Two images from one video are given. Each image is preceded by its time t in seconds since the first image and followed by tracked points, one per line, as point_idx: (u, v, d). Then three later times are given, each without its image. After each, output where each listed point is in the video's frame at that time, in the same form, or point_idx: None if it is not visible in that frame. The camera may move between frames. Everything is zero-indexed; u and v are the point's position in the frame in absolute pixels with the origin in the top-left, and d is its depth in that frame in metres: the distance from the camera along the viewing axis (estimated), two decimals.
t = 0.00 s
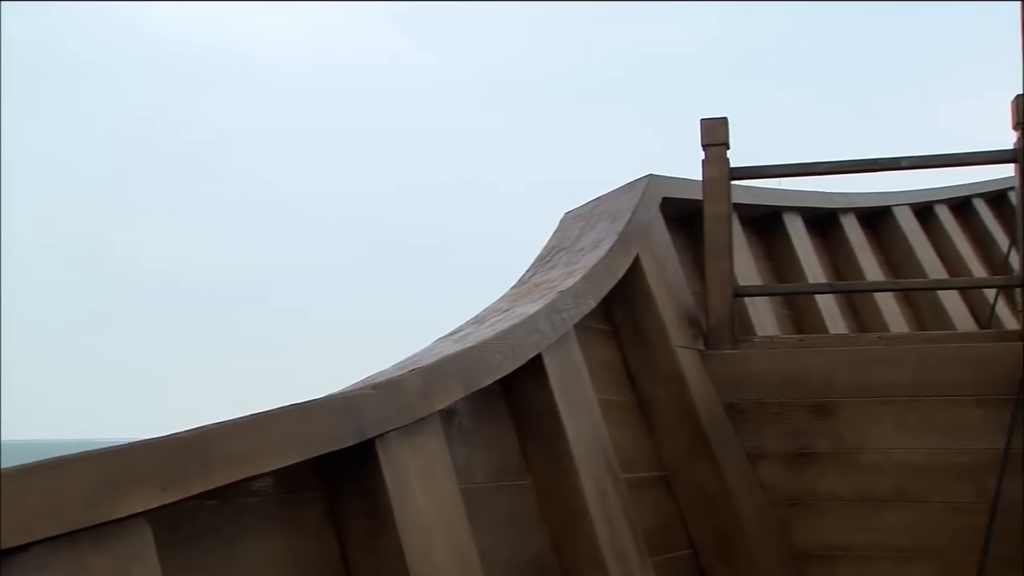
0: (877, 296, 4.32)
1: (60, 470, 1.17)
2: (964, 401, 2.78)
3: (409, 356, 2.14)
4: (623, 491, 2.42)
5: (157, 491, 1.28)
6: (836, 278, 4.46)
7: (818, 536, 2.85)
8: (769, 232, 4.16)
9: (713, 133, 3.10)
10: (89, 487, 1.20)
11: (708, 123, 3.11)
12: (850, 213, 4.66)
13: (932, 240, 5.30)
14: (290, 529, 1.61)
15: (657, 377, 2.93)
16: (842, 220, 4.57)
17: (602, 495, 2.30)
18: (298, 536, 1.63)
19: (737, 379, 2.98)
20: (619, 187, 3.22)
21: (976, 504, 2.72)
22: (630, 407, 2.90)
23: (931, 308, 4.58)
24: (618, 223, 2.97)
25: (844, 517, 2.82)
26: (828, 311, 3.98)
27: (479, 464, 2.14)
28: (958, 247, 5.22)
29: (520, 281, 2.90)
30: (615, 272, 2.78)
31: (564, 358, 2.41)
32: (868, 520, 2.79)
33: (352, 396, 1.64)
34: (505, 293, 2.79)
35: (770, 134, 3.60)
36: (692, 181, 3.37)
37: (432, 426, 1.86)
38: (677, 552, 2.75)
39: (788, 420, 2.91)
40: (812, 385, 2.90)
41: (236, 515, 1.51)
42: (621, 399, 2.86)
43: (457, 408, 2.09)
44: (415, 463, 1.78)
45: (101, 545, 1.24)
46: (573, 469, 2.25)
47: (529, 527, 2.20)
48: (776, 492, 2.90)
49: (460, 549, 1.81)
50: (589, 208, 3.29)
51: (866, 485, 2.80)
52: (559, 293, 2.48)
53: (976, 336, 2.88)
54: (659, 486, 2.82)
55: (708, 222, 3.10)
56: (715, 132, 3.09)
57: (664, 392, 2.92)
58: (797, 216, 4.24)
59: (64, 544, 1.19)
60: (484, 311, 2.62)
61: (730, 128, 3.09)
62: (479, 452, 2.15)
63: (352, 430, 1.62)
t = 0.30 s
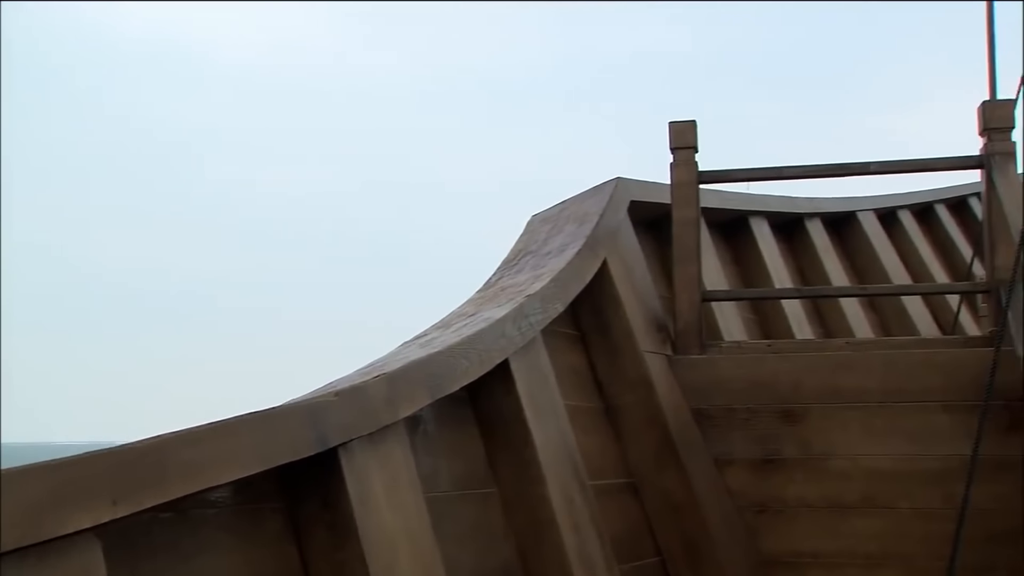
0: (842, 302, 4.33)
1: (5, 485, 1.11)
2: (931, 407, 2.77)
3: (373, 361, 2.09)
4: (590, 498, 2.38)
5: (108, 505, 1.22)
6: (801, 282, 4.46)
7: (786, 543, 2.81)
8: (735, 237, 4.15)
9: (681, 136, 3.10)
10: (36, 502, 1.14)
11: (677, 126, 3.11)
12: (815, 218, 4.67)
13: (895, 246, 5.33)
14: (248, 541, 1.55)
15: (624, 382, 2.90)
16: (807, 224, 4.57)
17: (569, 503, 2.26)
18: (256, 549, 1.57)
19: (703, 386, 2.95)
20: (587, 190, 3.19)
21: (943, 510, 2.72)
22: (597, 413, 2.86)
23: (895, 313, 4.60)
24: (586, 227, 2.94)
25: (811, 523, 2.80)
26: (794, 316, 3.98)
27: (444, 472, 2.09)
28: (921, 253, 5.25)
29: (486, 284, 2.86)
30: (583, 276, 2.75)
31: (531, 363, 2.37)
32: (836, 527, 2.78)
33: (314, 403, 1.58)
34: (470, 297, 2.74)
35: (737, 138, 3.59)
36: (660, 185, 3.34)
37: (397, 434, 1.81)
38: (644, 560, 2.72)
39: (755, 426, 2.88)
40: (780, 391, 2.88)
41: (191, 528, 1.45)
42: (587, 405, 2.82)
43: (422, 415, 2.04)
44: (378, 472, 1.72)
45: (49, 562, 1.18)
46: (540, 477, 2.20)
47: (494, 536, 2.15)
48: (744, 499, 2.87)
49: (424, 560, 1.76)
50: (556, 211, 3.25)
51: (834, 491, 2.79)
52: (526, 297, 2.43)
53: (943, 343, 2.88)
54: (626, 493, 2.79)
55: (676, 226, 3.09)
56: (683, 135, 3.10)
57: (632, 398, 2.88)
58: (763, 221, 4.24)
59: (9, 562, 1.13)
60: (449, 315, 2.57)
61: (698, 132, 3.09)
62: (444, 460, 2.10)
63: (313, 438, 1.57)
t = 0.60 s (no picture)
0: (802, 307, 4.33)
1: None
2: (894, 413, 2.76)
3: (330, 367, 2.02)
4: (552, 507, 2.33)
5: (46, 524, 1.16)
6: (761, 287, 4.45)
7: (748, 550, 2.79)
8: (696, 241, 4.14)
9: (644, 139, 3.07)
10: None
11: (640, 129, 3.08)
12: (775, 222, 4.66)
13: (854, 250, 5.34)
14: (199, 556, 1.49)
15: (586, 388, 2.86)
16: (768, 229, 4.57)
17: (531, 512, 2.21)
18: (208, 565, 1.50)
19: (665, 391, 2.92)
20: (549, 192, 3.14)
21: (906, 517, 2.71)
22: (558, 419, 2.82)
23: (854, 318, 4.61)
24: (548, 230, 2.89)
25: (774, 531, 2.78)
26: (755, 320, 3.97)
27: (403, 481, 2.03)
28: (879, 258, 5.28)
29: (447, 287, 2.80)
30: (545, 280, 2.70)
31: (493, 369, 2.31)
32: (799, 535, 2.76)
33: (269, 413, 1.52)
34: (431, 300, 2.68)
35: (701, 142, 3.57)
36: (623, 187, 3.31)
37: (355, 443, 1.74)
38: (605, 568, 2.68)
39: (717, 433, 2.85)
40: (743, 397, 2.85)
41: (139, 545, 1.38)
42: (549, 411, 2.78)
43: (381, 423, 1.98)
44: (335, 484, 1.66)
45: None
46: (502, 486, 2.15)
47: (455, 547, 2.10)
48: (706, 506, 2.84)
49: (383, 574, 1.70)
50: (517, 213, 3.20)
51: (796, 498, 2.77)
52: (488, 301, 2.38)
53: (905, 349, 2.88)
54: (588, 500, 2.75)
55: (639, 229, 3.05)
56: (646, 138, 3.07)
57: (594, 404, 2.84)
58: (724, 225, 4.22)
59: None
60: (409, 319, 2.51)
61: (661, 134, 3.07)
62: (403, 469, 2.04)
63: (268, 449, 1.50)
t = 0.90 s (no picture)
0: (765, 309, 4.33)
1: None
2: (859, 418, 2.75)
3: (289, 372, 1.96)
4: (516, 514, 2.29)
5: None
6: (724, 289, 4.44)
7: (713, 556, 2.77)
8: (660, 242, 4.12)
9: (610, 140, 3.03)
10: None
11: (606, 129, 3.05)
12: (739, 224, 4.66)
13: (815, 253, 5.35)
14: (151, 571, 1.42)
15: (551, 392, 2.82)
16: (731, 230, 4.56)
17: (496, 520, 2.17)
18: None
19: (630, 395, 2.89)
20: (514, 193, 3.10)
21: (871, 522, 2.70)
22: (523, 424, 2.77)
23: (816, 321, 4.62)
24: (513, 231, 2.85)
25: (739, 536, 2.76)
26: (718, 323, 3.95)
27: (365, 489, 1.97)
28: (840, 260, 5.30)
29: (409, 289, 2.74)
30: (510, 282, 2.66)
31: (457, 373, 2.26)
32: (764, 540, 2.74)
33: (226, 421, 1.45)
34: (393, 302, 2.62)
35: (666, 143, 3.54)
36: (588, 188, 3.27)
37: (315, 452, 1.69)
38: None
39: (682, 437, 2.83)
40: (708, 401, 2.83)
41: (87, 560, 1.31)
42: (513, 415, 2.73)
43: (342, 430, 1.92)
44: (295, 494, 1.60)
45: None
46: (467, 494, 2.11)
47: (417, 556, 2.05)
48: (671, 511, 2.81)
49: None
50: (481, 214, 3.15)
51: (762, 503, 2.75)
52: (452, 304, 2.33)
53: (871, 353, 2.87)
54: (552, 506, 2.71)
55: (605, 231, 3.01)
56: (612, 138, 3.03)
57: (559, 408, 2.80)
58: (689, 227, 4.21)
59: None
60: (371, 322, 2.45)
61: (627, 135, 3.03)
62: (365, 476, 1.98)
63: (224, 460, 1.44)
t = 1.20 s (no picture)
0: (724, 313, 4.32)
1: None
2: (820, 423, 2.73)
3: (242, 378, 1.89)
4: (475, 522, 2.23)
5: None
6: (682, 291, 4.43)
7: (673, 562, 2.73)
8: (619, 244, 4.08)
9: (571, 140, 2.99)
10: None
11: (568, 129, 3.01)
12: (697, 226, 4.65)
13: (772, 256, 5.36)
14: None
15: (510, 396, 2.76)
16: (689, 233, 4.54)
17: (455, 529, 2.11)
18: None
19: (590, 399, 2.84)
20: (473, 194, 3.04)
21: (832, 528, 2.69)
22: (482, 429, 2.72)
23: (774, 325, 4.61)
24: (472, 233, 2.79)
25: (699, 543, 2.72)
26: (677, 326, 3.93)
27: (320, 499, 1.91)
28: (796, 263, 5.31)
29: (366, 291, 2.68)
30: (470, 284, 2.60)
31: (415, 378, 2.20)
32: (725, 546, 2.71)
33: (175, 431, 1.38)
34: (349, 305, 2.55)
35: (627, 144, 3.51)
36: (548, 189, 3.22)
37: (269, 461, 1.62)
38: None
39: (643, 442, 2.79)
40: (669, 406, 2.80)
41: None
42: (471, 420, 2.68)
43: (297, 437, 1.85)
44: (248, 506, 1.54)
45: None
46: (425, 502, 2.05)
47: (373, 567, 1.99)
48: (631, 518, 2.77)
49: None
50: (440, 214, 3.09)
51: (722, 510, 2.72)
52: (411, 307, 2.27)
53: (832, 358, 2.85)
54: (511, 513, 2.66)
55: (565, 233, 2.97)
56: (573, 139, 2.99)
57: (519, 413, 2.75)
58: (648, 229, 4.18)
59: None
60: (327, 325, 2.38)
61: (589, 135, 2.99)
62: (319, 485, 1.91)
63: (173, 471, 1.37)
